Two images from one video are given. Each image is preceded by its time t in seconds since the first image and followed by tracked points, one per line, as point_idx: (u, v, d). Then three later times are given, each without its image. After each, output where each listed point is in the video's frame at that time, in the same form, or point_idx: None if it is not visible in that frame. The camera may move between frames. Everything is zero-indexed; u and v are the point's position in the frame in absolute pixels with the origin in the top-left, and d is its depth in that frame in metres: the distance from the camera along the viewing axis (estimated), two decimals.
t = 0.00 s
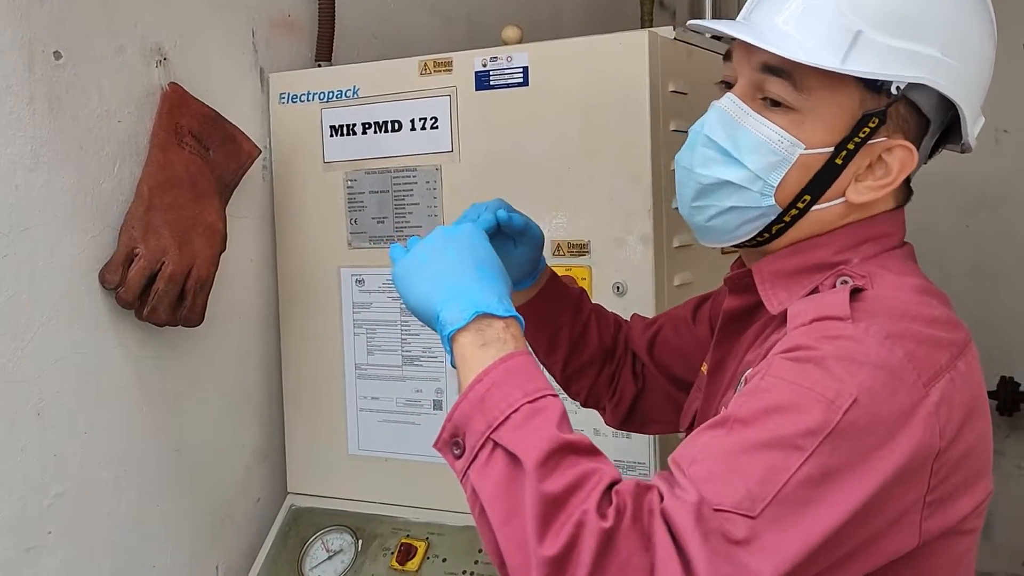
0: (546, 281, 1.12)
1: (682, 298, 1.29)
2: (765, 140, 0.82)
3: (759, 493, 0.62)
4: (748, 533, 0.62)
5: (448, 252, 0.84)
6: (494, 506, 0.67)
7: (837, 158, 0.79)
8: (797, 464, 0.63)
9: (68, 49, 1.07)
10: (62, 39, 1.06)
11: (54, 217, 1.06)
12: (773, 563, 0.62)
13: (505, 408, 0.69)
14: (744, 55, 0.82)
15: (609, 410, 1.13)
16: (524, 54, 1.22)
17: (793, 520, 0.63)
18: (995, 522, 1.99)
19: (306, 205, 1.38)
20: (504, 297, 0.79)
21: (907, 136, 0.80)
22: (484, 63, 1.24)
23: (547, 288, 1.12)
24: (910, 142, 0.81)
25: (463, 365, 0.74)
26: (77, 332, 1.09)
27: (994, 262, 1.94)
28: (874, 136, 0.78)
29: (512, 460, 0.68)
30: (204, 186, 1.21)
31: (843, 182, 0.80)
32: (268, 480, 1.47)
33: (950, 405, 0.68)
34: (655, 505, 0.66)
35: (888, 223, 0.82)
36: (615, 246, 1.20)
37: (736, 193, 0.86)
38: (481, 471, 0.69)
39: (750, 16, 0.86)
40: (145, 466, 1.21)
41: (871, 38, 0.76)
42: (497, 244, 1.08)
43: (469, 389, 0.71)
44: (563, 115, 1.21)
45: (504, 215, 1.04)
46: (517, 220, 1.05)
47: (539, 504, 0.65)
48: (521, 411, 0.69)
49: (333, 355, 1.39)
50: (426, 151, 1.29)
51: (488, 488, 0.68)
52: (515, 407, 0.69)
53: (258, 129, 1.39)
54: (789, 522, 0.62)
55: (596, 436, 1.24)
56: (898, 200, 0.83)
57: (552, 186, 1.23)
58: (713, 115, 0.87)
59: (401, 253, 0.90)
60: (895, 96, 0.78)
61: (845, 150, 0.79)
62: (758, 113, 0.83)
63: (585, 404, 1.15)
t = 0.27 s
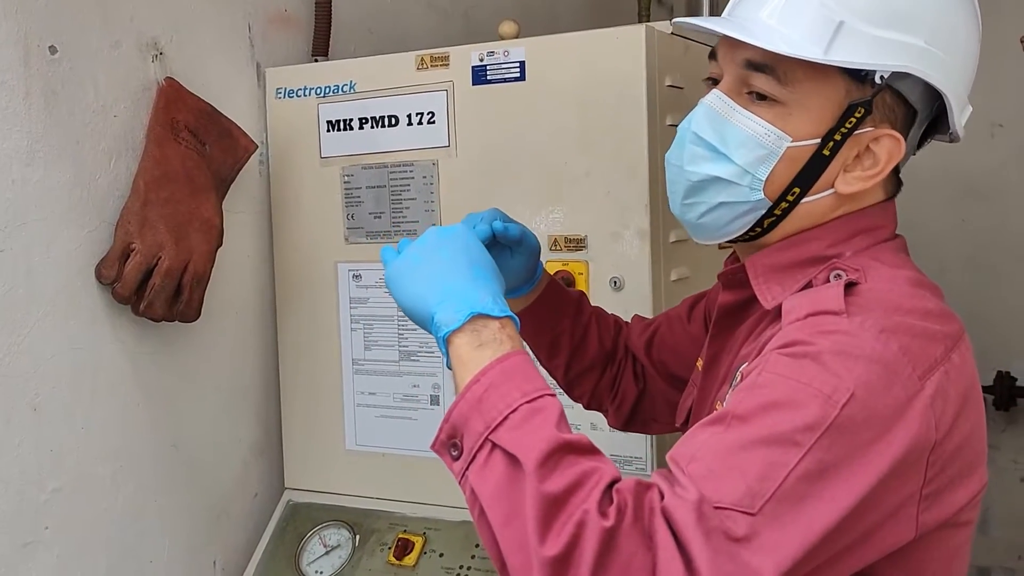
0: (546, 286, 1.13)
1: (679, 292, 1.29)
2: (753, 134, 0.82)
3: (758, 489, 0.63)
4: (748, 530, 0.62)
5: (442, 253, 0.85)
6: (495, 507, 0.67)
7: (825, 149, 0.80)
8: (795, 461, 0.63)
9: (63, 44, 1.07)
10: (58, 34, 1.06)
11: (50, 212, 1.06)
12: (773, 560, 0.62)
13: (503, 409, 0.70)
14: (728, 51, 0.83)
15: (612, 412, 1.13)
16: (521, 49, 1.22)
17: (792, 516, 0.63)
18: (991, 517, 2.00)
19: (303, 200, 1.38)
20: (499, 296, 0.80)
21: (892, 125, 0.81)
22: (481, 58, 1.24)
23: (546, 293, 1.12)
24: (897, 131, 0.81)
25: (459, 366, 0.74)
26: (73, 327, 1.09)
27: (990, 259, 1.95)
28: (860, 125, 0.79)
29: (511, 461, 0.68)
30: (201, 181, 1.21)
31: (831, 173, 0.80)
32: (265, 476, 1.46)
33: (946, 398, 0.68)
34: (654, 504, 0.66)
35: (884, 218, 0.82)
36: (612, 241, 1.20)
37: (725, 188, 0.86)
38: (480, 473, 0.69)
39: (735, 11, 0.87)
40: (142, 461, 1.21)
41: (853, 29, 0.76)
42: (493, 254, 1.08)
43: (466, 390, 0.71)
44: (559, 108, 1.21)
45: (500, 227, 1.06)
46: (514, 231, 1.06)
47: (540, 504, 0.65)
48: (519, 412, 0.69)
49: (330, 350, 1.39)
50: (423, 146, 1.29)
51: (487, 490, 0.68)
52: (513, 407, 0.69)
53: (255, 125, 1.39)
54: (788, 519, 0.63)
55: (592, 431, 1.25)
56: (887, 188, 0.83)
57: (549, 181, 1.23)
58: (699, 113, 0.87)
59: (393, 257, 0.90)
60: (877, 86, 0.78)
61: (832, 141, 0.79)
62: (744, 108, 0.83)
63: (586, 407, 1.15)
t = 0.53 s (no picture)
0: (545, 288, 1.12)
1: (676, 289, 1.30)
2: (743, 132, 0.82)
3: (747, 486, 0.63)
4: (737, 527, 0.62)
5: (433, 253, 0.85)
6: (484, 506, 0.68)
7: (817, 144, 0.79)
8: (784, 457, 0.63)
9: (61, 40, 1.06)
10: (56, 30, 1.06)
11: (47, 208, 1.05)
12: (763, 556, 0.62)
13: (493, 408, 0.70)
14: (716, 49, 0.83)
15: (612, 412, 1.13)
16: (519, 46, 1.22)
17: (781, 513, 0.63)
18: (989, 514, 2.00)
19: (300, 197, 1.38)
20: (488, 296, 0.80)
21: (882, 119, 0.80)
22: (479, 55, 1.24)
23: (546, 294, 1.12)
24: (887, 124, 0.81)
25: (449, 366, 0.74)
26: (71, 323, 1.09)
27: (989, 255, 1.94)
28: (850, 120, 0.78)
29: (500, 461, 0.69)
30: (199, 178, 1.21)
31: (822, 168, 0.80)
32: (263, 473, 1.47)
33: (937, 394, 0.68)
34: (644, 501, 0.66)
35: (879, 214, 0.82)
36: (610, 237, 1.20)
37: (717, 187, 0.86)
38: (470, 472, 0.69)
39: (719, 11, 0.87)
40: (140, 458, 1.21)
41: (838, 24, 0.76)
42: (491, 257, 1.08)
43: (456, 390, 0.71)
44: (557, 105, 1.21)
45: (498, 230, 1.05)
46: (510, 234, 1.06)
47: (528, 503, 0.66)
48: (509, 411, 0.69)
49: (328, 347, 1.39)
50: (420, 142, 1.29)
51: (477, 490, 0.68)
52: (502, 407, 0.69)
53: (252, 121, 1.39)
54: (778, 515, 0.63)
55: (590, 428, 1.25)
56: (879, 180, 0.83)
57: (546, 178, 1.23)
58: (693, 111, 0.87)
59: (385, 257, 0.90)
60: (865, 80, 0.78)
61: (822, 136, 0.79)
62: (733, 106, 0.83)
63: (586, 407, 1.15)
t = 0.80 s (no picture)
0: (543, 292, 1.12)
1: (676, 287, 1.30)
2: (727, 133, 0.82)
3: (738, 494, 0.63)
4: (729, 535, 0.62)
5: (423, 266, 0.85)
6: (475, 520, 0.68)
7: (801, 143, 0.79)
8: (776, 463, 0.63)
9: (61, 39, 1.06)
10: (56, 28, 1.06)
11: (47, 207, 1.06)
12: (756, 563, 0.62)
13: (482, 421, 0.70)
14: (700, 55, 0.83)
15: (613, 415, 1.13)
16: (519, 44, 1.22)
17: (773, 521, 0.63)
18: (988, 513, 2.00)
19: (300, 196, 1.38)
20: (478, 309, 0.80)
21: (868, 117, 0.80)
22: (479, 53, 1.24)
23: (544, 298, 1.12)
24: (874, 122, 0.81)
25: (440, 379, 0.75)
26: (71, 322, 1.09)
27: (988, 254, 1.95)
28: (834, 119, 0.78)
29: (490, 474, 0.69)
30: (198, 176, 1.21)
31: (807, 168, 0.80)
32: (263, 471, 1.47)
33: (930, 396, 0.68)
34: (635, 513, 0.66)
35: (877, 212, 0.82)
36: (609, 236, 1.20)
37: (703, 188, 0.87)
38: (460, 486, 0.70)
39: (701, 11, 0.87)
40: (140, 457, 1.21)
41: (820, 22, 0.76)
42: (486, 264, 1.08)
43: (446, 403, 0.72)
44: (557, 104, 1.21)
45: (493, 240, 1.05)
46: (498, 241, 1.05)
47: (518, 517, 0.66)
48: (499, 424, 0.70)
49: (327, 346, 1.39)
50: (420, 141, 1.29)
51: (468, 503, 0.68)
52: (492, 420, 0.70)
53: (252, 120, 1.39)
54: (770, 523, 0.63)
55: (590, 426, 1.25)
56: (869, 178, 0.83)
57: (546, 177, 1.23)
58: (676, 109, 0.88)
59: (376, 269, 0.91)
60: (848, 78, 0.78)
61: (806, 136, 0.79)
62: (717, 107, 0.83)
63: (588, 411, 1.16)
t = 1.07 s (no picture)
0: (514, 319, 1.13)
1: (676, 286, 1.31)
2: (686, 135, 0.82)
3: (731, 541, 0.60)
4: None
5: (409, 315, 0.82)
6: None
7: (761, 151, 0.77)
8: (764, 504, 0.60)
9: (62, 37, 1.06)
10: (57, 26, 1.06)
11: (48, 205, 1.06)
12: None
13: (475, 483, 0.67)
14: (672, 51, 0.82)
15: (618, 425, 1.13)
16: (519, 43, 1.22)
17: (770, 565, 0.60)
18: (987, 512, 2.00)
19: (301, 195, 1.38)
20: (466, 359, 0.77)
21: (838, 124, 0.77)
22: (479, 52, 1.24)
23: (519, 321, 1.12)
24: (845, 131, 0.77)
25: (430, 440, 0.71)
26: (72, 320, 1.09)
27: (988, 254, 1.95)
28: (793, 128, 0.76)
29: (486, 540, 0.66)
30: (199, 175, 1.22)
31: (768, 175, 0.78)
32: (263, 470, 1.47)
33: (912, 411, 0.65)
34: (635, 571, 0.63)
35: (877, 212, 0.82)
36: (609, 235, 1.20)
37: (664, 187, 0.87)
38: (456, 552, 0.67)
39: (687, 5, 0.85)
40: (140, 455, 1.21)
41: (783, 26, 0.73)
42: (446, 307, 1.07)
43: (437, 464, 0.69)
44: (558, 103, 1.21)
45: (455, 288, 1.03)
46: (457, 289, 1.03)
47: None
48: (492, 486, 0.67)
49: (327, 344, 1.39)
50: (420, 140, 1.29)
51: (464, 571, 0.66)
52: (485, 482, 0.67)
53: (252, 118, 1.39)
54: (768, 568, 0.60)
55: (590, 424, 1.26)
56: (843, 186, 0.79)
57: (546, 175, 1.23)
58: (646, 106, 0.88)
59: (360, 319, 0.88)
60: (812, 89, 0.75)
61: (765, 143, 0.77)
62: (682, 105, 0.83)
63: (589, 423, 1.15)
